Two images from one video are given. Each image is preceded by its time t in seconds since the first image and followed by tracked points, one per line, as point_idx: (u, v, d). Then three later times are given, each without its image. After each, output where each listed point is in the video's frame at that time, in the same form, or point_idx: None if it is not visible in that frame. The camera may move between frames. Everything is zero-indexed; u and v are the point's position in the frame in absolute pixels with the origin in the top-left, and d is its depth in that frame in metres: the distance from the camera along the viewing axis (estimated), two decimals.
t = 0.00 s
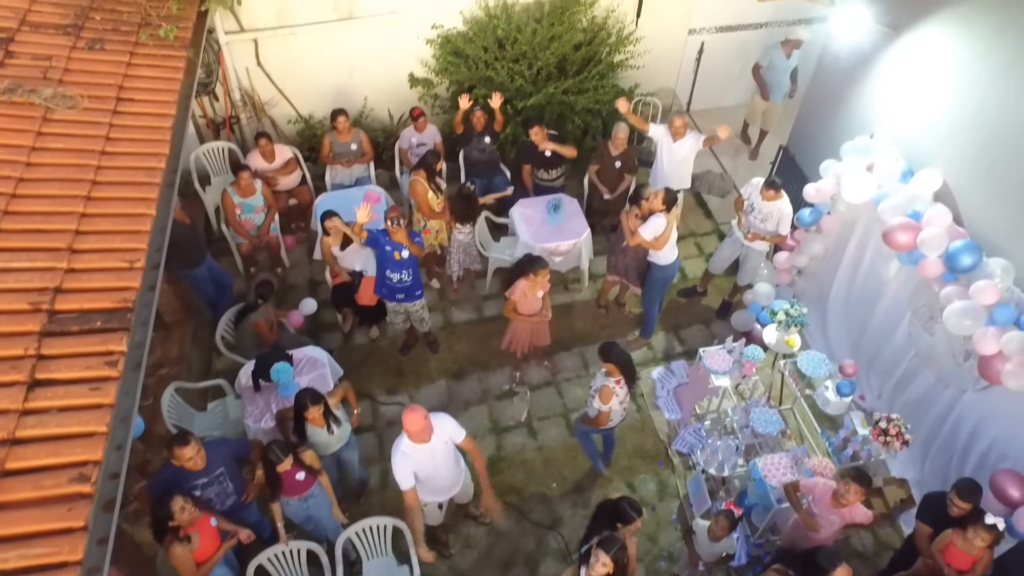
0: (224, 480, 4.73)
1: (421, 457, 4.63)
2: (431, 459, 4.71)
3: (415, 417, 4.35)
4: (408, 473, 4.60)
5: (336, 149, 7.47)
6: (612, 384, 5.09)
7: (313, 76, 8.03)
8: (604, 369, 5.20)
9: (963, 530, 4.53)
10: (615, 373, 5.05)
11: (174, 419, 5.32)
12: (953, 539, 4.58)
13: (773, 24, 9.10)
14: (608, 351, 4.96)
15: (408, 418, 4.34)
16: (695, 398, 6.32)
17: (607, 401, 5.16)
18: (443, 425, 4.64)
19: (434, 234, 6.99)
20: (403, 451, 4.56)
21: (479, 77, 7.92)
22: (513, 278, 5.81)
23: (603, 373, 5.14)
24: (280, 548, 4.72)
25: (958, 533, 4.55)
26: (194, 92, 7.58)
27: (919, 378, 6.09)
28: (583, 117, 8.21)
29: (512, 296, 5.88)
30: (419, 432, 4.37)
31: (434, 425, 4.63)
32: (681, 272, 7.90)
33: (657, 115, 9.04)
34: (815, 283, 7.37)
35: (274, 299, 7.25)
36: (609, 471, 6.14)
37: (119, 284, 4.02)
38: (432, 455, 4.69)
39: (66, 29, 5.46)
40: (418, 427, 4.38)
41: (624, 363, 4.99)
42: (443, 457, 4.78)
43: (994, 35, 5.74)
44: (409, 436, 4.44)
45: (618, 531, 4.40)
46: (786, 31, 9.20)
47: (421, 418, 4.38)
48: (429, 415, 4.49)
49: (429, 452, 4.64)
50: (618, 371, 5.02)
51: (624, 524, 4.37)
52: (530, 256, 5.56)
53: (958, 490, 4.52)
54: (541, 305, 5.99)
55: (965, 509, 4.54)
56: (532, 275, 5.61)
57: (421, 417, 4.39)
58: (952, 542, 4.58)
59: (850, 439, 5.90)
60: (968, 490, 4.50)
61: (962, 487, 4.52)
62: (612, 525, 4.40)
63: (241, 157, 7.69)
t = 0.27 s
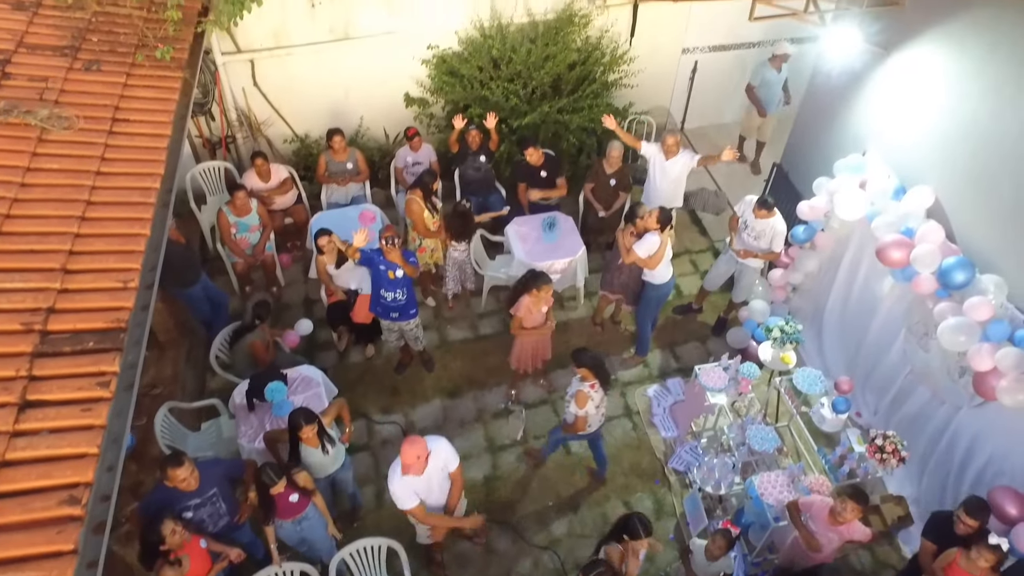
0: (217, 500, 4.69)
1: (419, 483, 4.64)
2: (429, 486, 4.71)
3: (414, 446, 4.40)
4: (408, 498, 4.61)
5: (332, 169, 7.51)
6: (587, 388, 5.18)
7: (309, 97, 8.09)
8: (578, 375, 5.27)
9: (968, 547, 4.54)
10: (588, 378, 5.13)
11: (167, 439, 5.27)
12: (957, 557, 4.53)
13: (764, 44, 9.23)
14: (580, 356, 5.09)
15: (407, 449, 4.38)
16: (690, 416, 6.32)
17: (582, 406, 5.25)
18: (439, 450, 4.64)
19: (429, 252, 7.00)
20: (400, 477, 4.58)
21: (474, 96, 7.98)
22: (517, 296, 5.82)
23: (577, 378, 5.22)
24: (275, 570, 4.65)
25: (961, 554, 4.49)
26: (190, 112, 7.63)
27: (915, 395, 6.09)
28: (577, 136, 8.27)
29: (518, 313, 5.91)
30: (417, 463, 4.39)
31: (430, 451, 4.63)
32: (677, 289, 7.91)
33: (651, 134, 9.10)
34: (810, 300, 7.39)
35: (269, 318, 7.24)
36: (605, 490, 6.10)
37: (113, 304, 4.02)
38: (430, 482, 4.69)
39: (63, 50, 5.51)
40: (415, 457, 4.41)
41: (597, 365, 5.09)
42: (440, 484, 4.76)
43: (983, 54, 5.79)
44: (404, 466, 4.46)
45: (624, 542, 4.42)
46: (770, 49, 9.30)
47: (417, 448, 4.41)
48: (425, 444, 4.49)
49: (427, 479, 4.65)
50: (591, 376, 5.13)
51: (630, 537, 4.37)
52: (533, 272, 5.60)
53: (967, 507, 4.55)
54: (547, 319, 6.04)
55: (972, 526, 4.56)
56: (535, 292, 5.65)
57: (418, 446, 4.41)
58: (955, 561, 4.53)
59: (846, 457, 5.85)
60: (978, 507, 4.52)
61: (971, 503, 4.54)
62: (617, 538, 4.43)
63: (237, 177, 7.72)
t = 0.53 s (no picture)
0: (211, 520, 4.65)
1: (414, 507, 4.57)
2: (427, 507, 4.69)
3: (409, 471, 4.35)
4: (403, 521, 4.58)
5: (329, 188, 7.55)
6: (557, 396, 5.29)
7: (307, 116, 8.15)
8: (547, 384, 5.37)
9: (972, 567, 4.50)
10: (558, 386, 5.24)
11: (162, 458, 5.24)
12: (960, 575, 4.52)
13: (758, 63, 9.38)
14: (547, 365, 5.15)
15: (402, 475, 4.34)
16: (687, 433, 6.30)
17: (552, 414, 5.35)
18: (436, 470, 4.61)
19: (426, 270, 7.03)
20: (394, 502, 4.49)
21: (471, 115, 8.04)
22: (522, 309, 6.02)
23: (546, 387, 5.33)
24: None
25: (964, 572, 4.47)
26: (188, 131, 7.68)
27: (912, 412, 6.08)
28: (574, 154, 8.33)
29: (522, 327, 6.02)
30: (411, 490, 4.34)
31: (429, 471, 4.63)
32: (673, 306, 7.93)
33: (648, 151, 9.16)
34: (806, 316, 7.40)
35: (265, 336, 7.23)
36: (602, 509, 6.06)
37: (108, 322, 4.01)
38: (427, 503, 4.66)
39: (62, 70, 5.55)
40: (408, 484, 4.35)
41: (563, 373, 5.18)
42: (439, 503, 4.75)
43: (974, 72, 5.85)
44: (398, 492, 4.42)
45: (635, 555, 4.39)
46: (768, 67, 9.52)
47: (410, 475, 4.35)
48: (419, 469, 4.42)
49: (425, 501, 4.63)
50: (561, 383, 5.24)
51: (640, 550, 4.35)
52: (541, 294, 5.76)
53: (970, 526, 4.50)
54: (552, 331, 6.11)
55: (975, 546, 4.52)
56: (541, 307, 5.81)
57: (412, 472, 4.35)
58: None
59: (844, 474, 5.86)
60: (981, 527, 4.48)
61: (975, 523, 4.50)
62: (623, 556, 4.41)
63: (235, 195, 7.75)
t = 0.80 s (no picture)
0: (205, 539, 4.62)
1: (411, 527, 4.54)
2: (426, 528, 4.67)
3: (410, 492, 4.39)
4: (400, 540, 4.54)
5: (327, 206, 7.58)
6: (531, 403, 5.26)
7: (305, 134, 8.21)
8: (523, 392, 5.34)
9: None
10: (532, 394, 5.22)
11: (156, 476, 5.21)
12: None
13: (754, 81, 9.48)
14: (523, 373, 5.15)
15: (403, 495, 4.37)
16: (686, 451, 6.19)
17: (528, 421, 5.32)
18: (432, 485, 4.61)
19: (422, 288, 7.07)
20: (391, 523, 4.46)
21: (469, 133, 8.10)
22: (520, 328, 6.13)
23: (521, 395, 5.32)
24: None
25: None
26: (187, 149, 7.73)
27: (910, 429, 6.07)
28: (571, 172, 8.39)
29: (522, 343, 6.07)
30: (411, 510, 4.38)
31: (427, 487, 4.63)
32: (671, 323, 7.93)
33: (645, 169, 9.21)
34: (803, 333, 7.41)
35: (262, 353, 7.23)
36: (600, 528, 6.02)
37: (104, 340, 4.02)
38: (427, 524, 4.66)
39: (62, 89, 5.60)
40: (409, 505, 4.39)
41: (538, 381, 5.17)
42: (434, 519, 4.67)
43: (967, 91, 5.90)
44: (398, 514, 4.44)
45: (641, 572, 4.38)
46: (772, 84, 9.64)
47: (411, 496, 4.39)
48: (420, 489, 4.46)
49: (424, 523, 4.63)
50: (535, 392, 5.22)
51: (645, 567, 4.32)
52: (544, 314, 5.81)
53: (967, 543, 4.46)
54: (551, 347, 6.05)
55: (970, 562, 4.49)
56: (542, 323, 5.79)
57: (413, 493, 4.39)
58: None
59: (842, 492, 5.84)
60: (978, 544, 4.44)
61: (971, 540, 4.46)
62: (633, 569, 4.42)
63: (233, 213, 7.78)
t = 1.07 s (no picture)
0: (200, 558, 4.58)
1: (417, 537, 4.56)
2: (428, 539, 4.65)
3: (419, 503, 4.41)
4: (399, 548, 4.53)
5: (325, 223, 7.62)
6: (512, 409, 5.34)
7: (304, 152, 8.27)
8: (504, 398, 5.45)
9: None
10: (511, 400, 5.33)
11: (152, 494, 5.19)
12: None
13: (751, 99, 9.58)
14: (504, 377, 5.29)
15: (412, 505, 4.40)
16: (683, 469, 6.43)
17: (510, 428, 5.38)
18: (443, 498, 4.59)
19: (419, 305, 7.09)
20: (398, 531, 4.49)
21: (467, 151, 8.16)
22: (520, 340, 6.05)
23: (502, 401, 5.41)
24: None
25: None
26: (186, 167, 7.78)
27: (909, 446, 6.06)
28: (569, 189, 8.45)
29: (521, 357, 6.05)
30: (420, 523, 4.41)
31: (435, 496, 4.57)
32: (668, 340, 7.93)
33: (642, 187, 9.26)
34: (800, 349, 7.42)
35: (259, 371, 7.23)
36: (597, 546, 5.99)
37: (100, 357, 4.02)
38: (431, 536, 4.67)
39: (62, 108, 5.65)
40: (419, 516, 4.41)
41: (518, 387, 5.31)
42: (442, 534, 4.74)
43: (960, 109, 5.96)
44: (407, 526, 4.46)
45: None
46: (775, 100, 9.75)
47: (421, 507, 4.42)
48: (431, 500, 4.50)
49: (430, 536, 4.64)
50: (513, 398, 5.34)
51: None
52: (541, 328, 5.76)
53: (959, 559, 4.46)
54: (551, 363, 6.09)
55: None
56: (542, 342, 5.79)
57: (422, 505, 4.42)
58: None
59: (841, 510, 5.81)
60: (970, 561, 4.42)
61: (963, 556, 4.45)
62: None
63: (232, 230, 7.81)
